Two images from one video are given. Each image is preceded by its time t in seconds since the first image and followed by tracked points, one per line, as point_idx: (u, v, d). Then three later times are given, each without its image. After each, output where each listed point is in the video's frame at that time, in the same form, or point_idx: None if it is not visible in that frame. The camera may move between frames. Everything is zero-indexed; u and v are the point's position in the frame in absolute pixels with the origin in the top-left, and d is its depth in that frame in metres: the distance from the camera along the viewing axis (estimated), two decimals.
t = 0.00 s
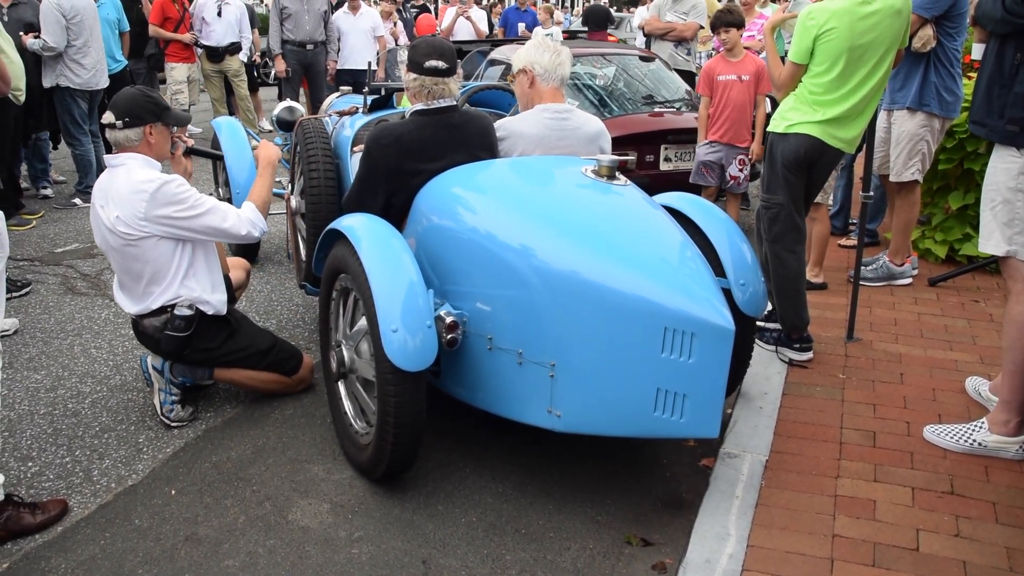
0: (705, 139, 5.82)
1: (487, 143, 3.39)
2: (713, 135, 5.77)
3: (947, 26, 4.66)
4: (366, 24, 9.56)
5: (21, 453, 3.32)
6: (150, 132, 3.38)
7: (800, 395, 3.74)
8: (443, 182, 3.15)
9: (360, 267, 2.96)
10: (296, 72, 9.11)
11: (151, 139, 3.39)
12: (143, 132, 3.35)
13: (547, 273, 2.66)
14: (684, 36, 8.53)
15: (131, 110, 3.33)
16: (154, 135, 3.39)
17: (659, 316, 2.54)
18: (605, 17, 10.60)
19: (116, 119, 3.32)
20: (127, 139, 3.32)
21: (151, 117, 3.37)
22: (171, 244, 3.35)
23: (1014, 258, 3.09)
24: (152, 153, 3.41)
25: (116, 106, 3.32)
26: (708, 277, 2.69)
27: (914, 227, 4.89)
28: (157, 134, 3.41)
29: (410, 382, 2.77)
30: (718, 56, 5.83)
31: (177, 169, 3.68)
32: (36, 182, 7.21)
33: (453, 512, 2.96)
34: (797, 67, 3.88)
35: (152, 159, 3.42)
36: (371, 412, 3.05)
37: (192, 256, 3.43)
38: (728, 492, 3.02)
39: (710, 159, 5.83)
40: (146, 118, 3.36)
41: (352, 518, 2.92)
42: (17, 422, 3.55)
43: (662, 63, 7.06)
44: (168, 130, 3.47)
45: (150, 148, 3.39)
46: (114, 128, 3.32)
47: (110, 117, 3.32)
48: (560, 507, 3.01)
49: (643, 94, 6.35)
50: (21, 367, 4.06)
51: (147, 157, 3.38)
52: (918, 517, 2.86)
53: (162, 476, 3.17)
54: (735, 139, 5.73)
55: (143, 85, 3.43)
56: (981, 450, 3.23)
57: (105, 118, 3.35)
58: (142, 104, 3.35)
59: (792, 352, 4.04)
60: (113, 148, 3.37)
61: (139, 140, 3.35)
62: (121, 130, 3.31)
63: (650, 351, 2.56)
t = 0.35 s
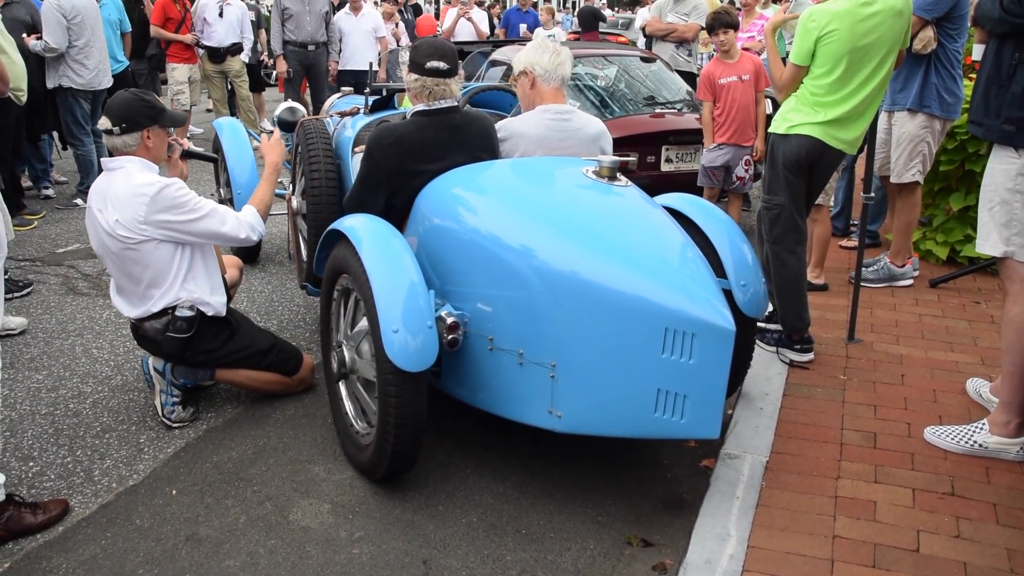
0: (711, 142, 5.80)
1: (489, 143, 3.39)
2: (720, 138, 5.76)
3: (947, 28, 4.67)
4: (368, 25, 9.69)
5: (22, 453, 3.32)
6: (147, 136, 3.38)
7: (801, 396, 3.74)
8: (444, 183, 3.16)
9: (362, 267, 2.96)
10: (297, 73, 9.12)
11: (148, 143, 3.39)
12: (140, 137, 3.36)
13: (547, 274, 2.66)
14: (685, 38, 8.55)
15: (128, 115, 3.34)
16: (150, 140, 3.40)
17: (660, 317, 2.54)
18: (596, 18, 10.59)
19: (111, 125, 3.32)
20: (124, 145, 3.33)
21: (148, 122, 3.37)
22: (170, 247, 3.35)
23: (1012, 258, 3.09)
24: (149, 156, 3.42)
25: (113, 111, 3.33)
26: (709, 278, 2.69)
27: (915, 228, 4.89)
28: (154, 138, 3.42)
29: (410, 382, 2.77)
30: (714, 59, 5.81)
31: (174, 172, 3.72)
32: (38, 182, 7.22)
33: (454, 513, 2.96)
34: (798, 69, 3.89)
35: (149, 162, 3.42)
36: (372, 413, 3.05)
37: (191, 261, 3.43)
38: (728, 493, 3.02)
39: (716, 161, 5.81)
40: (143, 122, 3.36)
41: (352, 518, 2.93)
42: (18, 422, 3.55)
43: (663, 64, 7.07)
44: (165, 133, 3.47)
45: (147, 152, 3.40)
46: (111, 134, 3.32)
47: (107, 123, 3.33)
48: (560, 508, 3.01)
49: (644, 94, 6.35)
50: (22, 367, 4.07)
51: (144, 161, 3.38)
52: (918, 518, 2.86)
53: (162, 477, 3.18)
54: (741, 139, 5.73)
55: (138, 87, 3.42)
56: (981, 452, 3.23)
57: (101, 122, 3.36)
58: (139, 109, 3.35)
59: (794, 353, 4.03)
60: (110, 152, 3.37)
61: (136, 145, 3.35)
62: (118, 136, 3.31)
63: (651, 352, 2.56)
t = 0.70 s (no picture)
0: (708, 143, 5.83)
1: (489, 143, 3.39)
2: (717, 139, 5.78)
3: (948, 28, 4.67)
4: (368, 25, 9.74)
5: (23, 453, 3.32)
6: (149, 137, 3.38)
7: (801, 396, 3.74)
8: (444, 183, 3.16)
9: (362, 267, 2.97)
10: (298, 73, 9.11)
11: (150, 144, 3.40)
12: (142, 138, 3.37)
13: (548, 273, 2.67)
14: (685, 38, 8.56)
15: (131, 114, 3.36)
16: (153, 141, 3.40)
17: (660, 317, 2.54)
18: (586, 19, 10.59)
19: (116, 123, 3.37)
20: (125, 143, 3.35)
21: (151, 122, 3.38)
22: (169, 249, 3.35)
23: (1012, 258, 3.08)
24: (151, 157, 3.42)
25: (118, 110, 3.36)
26: (709, 279, 2.69)
27: (916, 228, 4.89)
28: (157, 139, 3.42)
29: (411, 382, 2.77)
30: (711, 60, 5.81)
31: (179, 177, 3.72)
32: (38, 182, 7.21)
33: (454, 513, 2.96)
34: (799, 69, 3.89)
35: (153, 163, 3.43)
36: (373, 413, 3.06)
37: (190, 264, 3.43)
38: (729, 493, 3.02)
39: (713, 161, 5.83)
40: (146, 124, 3.37)
41: (353, 518, 2.93)
42: (19, 423, 3.55)
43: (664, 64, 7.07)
44: (170, 136, 3.47)
45: (149, 152, 3.40)
46: (115, 132, 3.36)
47: (112, 121, 3.37)
48: (561, 508, 3.01)
49: (645, 95, 6.35)
50: (22, 367, 4.07)
51: (146, 161, 3.39)
52: (918, 518, 2.86)
53: (163, 477, 3.18)
54: (738, 140, 5.74)
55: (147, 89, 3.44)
56: (981, 452, 3.23)
57: (107, 122, 3.40)
58: (143, 109, 3.36)
59: (794, 353, 4.03)
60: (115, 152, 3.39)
61: (137, 145, 3.36)
62: (121, 135, 3.34)
63: (652, 351, 2.56)
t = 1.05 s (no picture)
0: (704, 143, 5.84)
1: (491, 144, 3.39)
2: (713, 139, 5.78)
3: (948, 30, 4.67)
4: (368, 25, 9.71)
5: (23, 454, 3.32)
6: (147, 132, 3.41)
7: (801, 396, 3.74)
8: (444, 184, 3.16)
9: (363, 267, 2.96)
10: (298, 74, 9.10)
11: (150, 139, 3.42)
12: (140, 132, 3.39)
13: (548, 274, 2.67)
14: (685, 39, 8.56)
15: (131, 111, 3.40)
16: (152, 136, 3.42)
17: (661, 317, 2.54)
18: (584, 20, 10.60)
19: (117, 121, 3.41)
20: (125, 139, 3.38)
21: (150, 117, 3.41)
22: (170, 248, 3.35)
23: (1012, 258, 3.08)
24: (154, 152, 3.45)
25: (119, 107, 3.41)
26: (710, 279, 2.69)
27: (916, 228, 4.88)
28: (158, 134, 3.44)
29: (411, 382, 2.77)
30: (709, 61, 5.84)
31: (189, 175, 3.77)
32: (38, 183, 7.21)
33: (455, 513, 2.96)
34: (801, 69, 3.87)
35: (157, 160, 3.45)
36: (373, 413, 3.05)
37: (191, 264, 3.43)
38: (729, 493, 3.02)
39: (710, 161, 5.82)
40: (144, 118, 3.40)
41: (354, 519, 2.93)
42: (19, 424, 3.55)
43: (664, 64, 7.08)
44: (172, 132, 3.49)
45: (150, 148, 3.43)
46: (116, 130, 3.41)
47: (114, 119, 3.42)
48: (562, 508, 3.01)
49: (645, 95, 6.36)
50: (23, 368, 4.07)
51: (152, 158, 3.42)
52: (919, 518, 2.86)
53: (163, 477, 3.18)
54: (733, 141, 5.74)
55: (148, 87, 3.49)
56: (981, 452, 3.22)
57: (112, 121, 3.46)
58: (141, 105, 3.39)
59: (795, 354, 4.03)
60: (120, 150, 3.44)
61: (137, 140, 3.39)
62: (121, 131, 3.38)
63: (652, 352, 2.56)
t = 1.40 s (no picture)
0: (699, 142, 5.84)
1: (491, 144, 3.39)
2: (707, 138, 5.77)
3: (948, 30, 4.66)
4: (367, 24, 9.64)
5: (23, 454, 3.32)
6: (151, 128, 3.41)
7: (801, 397, 3.74)
8: (444, 184, 3.16)
9: (362, 267, 2.96)
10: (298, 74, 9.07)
11: (153, 135, 3.42)
12: (142, 129, 3.40)
13: (549, 274, 2.66)
14: (685, 39, 8.56)
15: (133, 110, 3.40)
16: (156, 131, 3.42)
17: (661, 318, 2.54)
18: (583, 20, 10.60)
19: (119, 120, 3.41)
20: (128, 137, 3.39)
21: (152, 114, 3.42)
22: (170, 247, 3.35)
23: (1013, 258, 3.08)
24: (157, 149, 3.44)
25: (121, 106, 3.43)
26: (710, 280, 2.69)
27: (916, 228, 4.89)
28: (161, 129, 3.44)
29: (411, 382, 2.77)
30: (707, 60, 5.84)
31: (192, 173, 3.79)
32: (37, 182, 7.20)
33: (454, 513, 2.96)
34: (813, 70, 3.84)
35: (160, 157, 3.45)
36: (373, 413, 3.05)
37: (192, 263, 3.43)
38: (729, 493, 3.02)
39: (705, 161, 5.83)
40: (146, 115, 3.41)
41: (354, 518, 2.93)
42: (18, 423, 3.55)
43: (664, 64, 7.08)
44: (175, 128, 3.50)
45: (153, 144, 3.43)
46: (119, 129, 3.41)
47: (116, 118, 3.43)
48: (562, 508, 3.01)
49: (645, 95, 6.36)
50: (23, 368, 4.07)
51: (154, 155, 3.42)
52: (919, 518, 2.86)
53: (162, 477, 3.18)
54: (726, 142, 5.73)
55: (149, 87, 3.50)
56: (981, 452, 3.22)
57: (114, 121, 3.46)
58: (143, 102, 3.41)
59: (795, 354, 4.02)
60: (123, 148, 3.44)
61: (140, 137, 3.40)
62: (123, 129, 3.39)
63: (652, 352, 2.56)
